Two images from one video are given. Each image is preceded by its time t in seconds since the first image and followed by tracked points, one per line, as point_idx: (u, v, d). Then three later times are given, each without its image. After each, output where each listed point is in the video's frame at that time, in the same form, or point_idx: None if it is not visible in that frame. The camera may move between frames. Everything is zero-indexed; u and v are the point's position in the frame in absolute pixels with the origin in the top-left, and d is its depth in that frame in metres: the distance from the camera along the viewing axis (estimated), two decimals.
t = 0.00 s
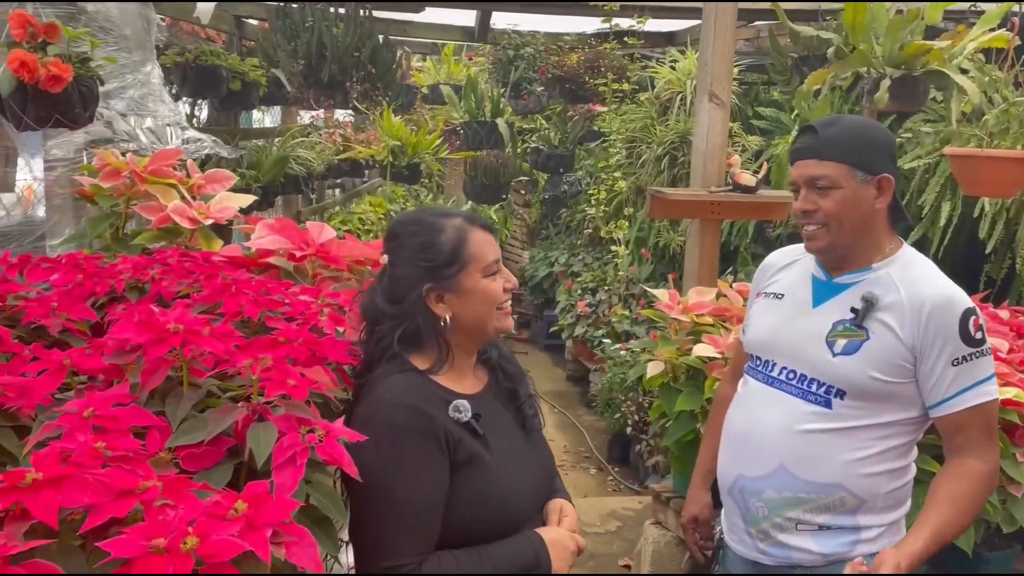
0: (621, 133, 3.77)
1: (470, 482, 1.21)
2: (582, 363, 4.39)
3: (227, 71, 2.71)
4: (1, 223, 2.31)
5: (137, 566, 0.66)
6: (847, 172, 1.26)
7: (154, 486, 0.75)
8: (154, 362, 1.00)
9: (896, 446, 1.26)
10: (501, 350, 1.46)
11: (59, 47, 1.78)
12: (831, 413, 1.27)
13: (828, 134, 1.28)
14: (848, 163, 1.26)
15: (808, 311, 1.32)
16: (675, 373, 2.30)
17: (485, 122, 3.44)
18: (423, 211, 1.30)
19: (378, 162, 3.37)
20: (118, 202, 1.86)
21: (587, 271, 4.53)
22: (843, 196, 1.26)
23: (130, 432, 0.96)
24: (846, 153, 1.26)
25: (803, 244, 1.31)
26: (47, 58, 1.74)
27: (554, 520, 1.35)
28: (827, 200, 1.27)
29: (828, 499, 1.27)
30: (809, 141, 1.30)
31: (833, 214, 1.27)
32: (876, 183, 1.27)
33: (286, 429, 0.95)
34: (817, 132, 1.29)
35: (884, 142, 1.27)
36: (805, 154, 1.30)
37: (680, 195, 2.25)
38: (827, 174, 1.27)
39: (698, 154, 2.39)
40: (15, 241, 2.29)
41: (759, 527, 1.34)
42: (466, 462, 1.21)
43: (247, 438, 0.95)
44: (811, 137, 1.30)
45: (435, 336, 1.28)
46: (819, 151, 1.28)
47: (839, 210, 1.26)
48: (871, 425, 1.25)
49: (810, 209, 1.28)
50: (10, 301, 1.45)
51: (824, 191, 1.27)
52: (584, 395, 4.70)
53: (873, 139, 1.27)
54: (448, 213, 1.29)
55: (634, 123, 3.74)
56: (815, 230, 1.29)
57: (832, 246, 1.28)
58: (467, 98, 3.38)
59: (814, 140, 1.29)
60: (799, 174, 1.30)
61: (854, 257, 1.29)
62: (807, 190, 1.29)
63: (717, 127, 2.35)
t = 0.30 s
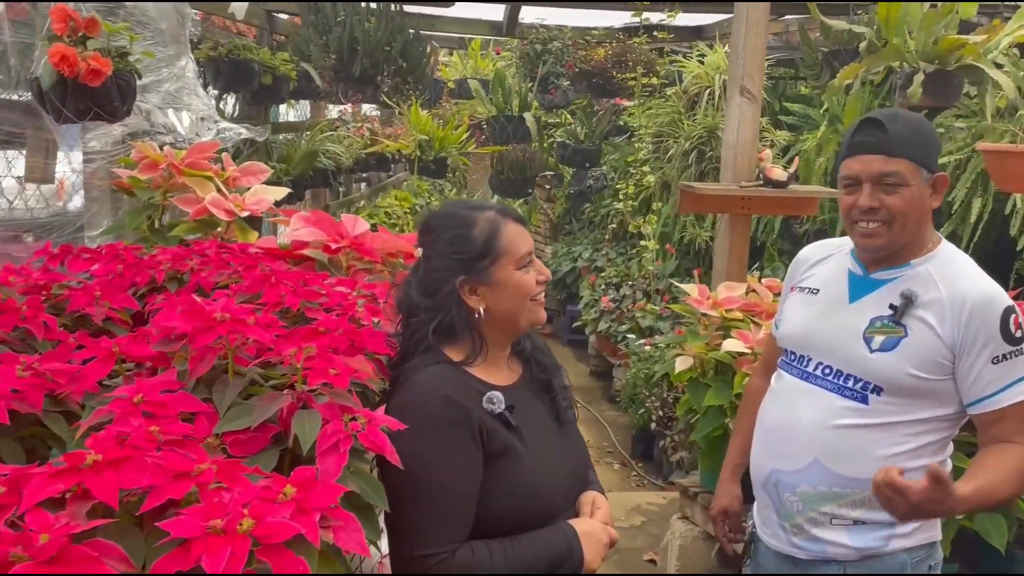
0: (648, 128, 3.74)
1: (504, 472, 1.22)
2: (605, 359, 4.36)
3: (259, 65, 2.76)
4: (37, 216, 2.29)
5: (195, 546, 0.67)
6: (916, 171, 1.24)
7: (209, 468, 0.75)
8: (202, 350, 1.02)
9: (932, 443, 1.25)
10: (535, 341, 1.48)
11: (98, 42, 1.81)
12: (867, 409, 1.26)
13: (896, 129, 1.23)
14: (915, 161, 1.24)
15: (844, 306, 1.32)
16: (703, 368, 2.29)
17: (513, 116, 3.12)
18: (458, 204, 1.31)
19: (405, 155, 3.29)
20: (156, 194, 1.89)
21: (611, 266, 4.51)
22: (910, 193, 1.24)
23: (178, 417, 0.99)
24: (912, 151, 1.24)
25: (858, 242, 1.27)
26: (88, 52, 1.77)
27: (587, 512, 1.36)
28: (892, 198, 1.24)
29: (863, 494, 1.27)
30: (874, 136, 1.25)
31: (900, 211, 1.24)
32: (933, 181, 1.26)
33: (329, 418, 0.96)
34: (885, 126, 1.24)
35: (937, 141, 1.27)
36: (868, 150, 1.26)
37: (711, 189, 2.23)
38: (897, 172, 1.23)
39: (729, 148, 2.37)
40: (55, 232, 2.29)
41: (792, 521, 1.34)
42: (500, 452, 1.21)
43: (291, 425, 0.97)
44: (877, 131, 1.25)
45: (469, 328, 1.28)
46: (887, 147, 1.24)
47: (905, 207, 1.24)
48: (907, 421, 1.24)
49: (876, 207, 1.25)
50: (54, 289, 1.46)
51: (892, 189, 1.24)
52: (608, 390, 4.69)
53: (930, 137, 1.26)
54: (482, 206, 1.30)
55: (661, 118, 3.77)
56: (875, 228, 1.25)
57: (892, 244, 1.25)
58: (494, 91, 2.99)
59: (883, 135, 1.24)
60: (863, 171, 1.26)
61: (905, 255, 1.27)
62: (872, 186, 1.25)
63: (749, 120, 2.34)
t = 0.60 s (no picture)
0: (679, 123, 3.70)
1: (545, 461, 1.23)
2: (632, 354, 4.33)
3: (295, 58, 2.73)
4: (74, 207, 2.36)
5: (261, 524, 0.69)
6: (972, 172, 1.21)
7: (270, 450, 0.77)
8: (255, 337, 1.06)
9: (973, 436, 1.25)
10: (573, 334, 1.49)
11: (144, 36, 1.85)
12: (911, 402, 1.26)
13: (958, 129, 1.20)
14: (975, 161, 1.21)
15: (887, 299, 1.32)
16: (736, 362, 2.30)
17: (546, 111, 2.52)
18: (499, 196, 1.32)
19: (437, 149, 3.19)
20: (198, 186, 1.92)
21: (639, 260, 4.47)
22: (963, 194, 1.22)
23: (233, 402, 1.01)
24: (970, 151, 1.21)
25: (904, 238, 1.27)
26: (135, 46, 1.82)
27: (625, 502, 1.37)
28: (947, 197, 1.22)
29: (904, 487, 1.27)
30: (933, 134, 1.21)
31: (951, 211, 1.22)
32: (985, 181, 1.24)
33: (379, 404, 0.98)
34: (947, 123, 1.20)
35: (994, 139, 1.23)
36: (927, 146, 1.22)
37: (749, 183, 2.24)
38: (954, 172, 1.21)
39: (765, 140, 2.37)
40: (100, 223, 2.39)
41: (832, 513, 1.35)
42: (540, 441, 1.23)
43: (342, 411, 0.99)
44: (939, 127, 1.21)
45: (509, 319, 1.29)
46: (946, 146, 1.21)
47: (957, 206, 1.22)
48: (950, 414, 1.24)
49: (927, 205, 1.23)
50: (105, 278, 1.49)
51: (946, 188, 1.22)
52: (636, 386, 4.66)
53: (988, 135, 1.23)
54: (523, 198, 1.31)
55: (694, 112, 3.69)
56: (924, 226, 1.24)
57: (938, 243, 1.24)
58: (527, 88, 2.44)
59: (945, 132, 1.20)
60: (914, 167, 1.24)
61: (950, 251, 1.26)
62: (926, 184, 1.23)
63: (785, 114, 2.31)
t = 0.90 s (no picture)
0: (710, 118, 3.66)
1: (582, 454, 1.24)
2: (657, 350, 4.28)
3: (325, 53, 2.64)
4: (112, 202, 2.42)
5: (317, 510, 0.72)
6: None
7: (321, 438, 0.80)
8: (301, 329, 1.09)
9: (1010, 434, 1.25)
10: (608, 329, 1.49)
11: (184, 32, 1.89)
12: (945, 398, 1.26)
13: (1016, 124, 1.20)
14: None
15: (923, 295, 1.32)
16: (767, 358, 2.31)
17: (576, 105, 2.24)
18: (539, 190, 1.33)
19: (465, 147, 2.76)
20: (235, 180, 1.96)
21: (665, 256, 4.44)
22: (1014, 189, 1.24)
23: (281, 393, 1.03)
24: None
25: (949, 228, 1.28)
26: (175, 42, 1.85)
27: (660, 497, 1.37)
28: (997, 189, 1.24)
29: (941, 482, 1.26)
30: (992, 126, 1.22)
31: (999, 204, 1.24)
32: None
33: (423, 395, 0.99)
34: (1006, 118, 1.21)
35: None
36: (984, 137, 1.22)
37: (779, 176, 2.22)
38: (1007, 166, 1.22)
39: (796, 135, 2.35)
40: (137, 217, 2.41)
41: (868, 508, 1.34)
42: (578, 436, 1.23)
43: (386, 402, 1.01)
44: (996, 121, 1.21)
45: (547, 313, 1.31)
46: (1002, 140, 1.21)
47: (1004, 200, 1.24)
48: (986, 411, 1.24)
49: (978, 197, 1.25)
50: (148, 271, 1.53)
51: (998, 181, 1.24)
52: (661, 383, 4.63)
53: None
54: (563, 192, 1.31)
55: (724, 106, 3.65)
56: (971, 220, 1.25)
57: (981, 237, 1.26)
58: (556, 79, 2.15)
59: (1004, 126, 1.21)
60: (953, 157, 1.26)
61: (988, 246, 1.28)
62: (980, 177, 1.24)
63: (818, 109, 2.29)
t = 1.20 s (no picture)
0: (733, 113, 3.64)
1: (611, 449, 1.25)
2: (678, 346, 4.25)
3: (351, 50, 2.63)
4: (143, 197, 2.42)
5: (358, 497, 0.73)
6: None
7: (360, 428, 0.82)
8: (337, 321, 1.11)
9: None
10: (635, 324, 1.49)
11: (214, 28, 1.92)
12: (984, 397, 1.26)
13: None
14: None
15: (959, 292, 1.31)
16: (793, 354, 2.27)
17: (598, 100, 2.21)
18: (569, 184, 1.33)
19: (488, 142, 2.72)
20: (264, 175, 1.97)
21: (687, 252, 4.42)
22: None
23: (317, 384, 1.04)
24: None
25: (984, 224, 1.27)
26: (206, 39, 1.87)
27: (689, 491, 1.37)
28: None
29: (976, 481, 1.26)
30: None
31: None
32: None
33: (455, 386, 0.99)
34: None
35: None
36: (1017, 132, 1.24)
37: (804, 172, 2.12)
38: None
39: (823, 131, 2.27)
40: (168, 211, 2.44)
41: (901, 506, 1.33)
42: (607, 430, 1.24)
43: (420, 394, 1.02)
44: None
45: (577, 307, 1.31)
46: None
47: None
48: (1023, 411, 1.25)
49: (1015, 192, 1.24)
50: (181, 265, 1.55)
51: None
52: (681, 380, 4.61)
53: None
54: (594, 187, 1.32)
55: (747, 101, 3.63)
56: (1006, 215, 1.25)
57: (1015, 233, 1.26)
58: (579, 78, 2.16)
59: None
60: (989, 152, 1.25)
61: None
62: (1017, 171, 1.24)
63: (845, 105, 2.22)
